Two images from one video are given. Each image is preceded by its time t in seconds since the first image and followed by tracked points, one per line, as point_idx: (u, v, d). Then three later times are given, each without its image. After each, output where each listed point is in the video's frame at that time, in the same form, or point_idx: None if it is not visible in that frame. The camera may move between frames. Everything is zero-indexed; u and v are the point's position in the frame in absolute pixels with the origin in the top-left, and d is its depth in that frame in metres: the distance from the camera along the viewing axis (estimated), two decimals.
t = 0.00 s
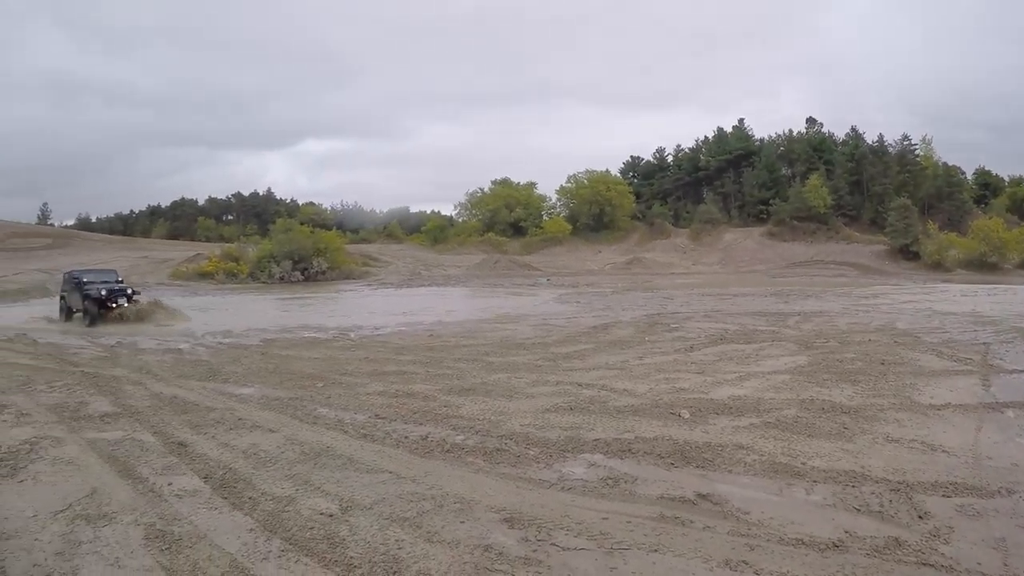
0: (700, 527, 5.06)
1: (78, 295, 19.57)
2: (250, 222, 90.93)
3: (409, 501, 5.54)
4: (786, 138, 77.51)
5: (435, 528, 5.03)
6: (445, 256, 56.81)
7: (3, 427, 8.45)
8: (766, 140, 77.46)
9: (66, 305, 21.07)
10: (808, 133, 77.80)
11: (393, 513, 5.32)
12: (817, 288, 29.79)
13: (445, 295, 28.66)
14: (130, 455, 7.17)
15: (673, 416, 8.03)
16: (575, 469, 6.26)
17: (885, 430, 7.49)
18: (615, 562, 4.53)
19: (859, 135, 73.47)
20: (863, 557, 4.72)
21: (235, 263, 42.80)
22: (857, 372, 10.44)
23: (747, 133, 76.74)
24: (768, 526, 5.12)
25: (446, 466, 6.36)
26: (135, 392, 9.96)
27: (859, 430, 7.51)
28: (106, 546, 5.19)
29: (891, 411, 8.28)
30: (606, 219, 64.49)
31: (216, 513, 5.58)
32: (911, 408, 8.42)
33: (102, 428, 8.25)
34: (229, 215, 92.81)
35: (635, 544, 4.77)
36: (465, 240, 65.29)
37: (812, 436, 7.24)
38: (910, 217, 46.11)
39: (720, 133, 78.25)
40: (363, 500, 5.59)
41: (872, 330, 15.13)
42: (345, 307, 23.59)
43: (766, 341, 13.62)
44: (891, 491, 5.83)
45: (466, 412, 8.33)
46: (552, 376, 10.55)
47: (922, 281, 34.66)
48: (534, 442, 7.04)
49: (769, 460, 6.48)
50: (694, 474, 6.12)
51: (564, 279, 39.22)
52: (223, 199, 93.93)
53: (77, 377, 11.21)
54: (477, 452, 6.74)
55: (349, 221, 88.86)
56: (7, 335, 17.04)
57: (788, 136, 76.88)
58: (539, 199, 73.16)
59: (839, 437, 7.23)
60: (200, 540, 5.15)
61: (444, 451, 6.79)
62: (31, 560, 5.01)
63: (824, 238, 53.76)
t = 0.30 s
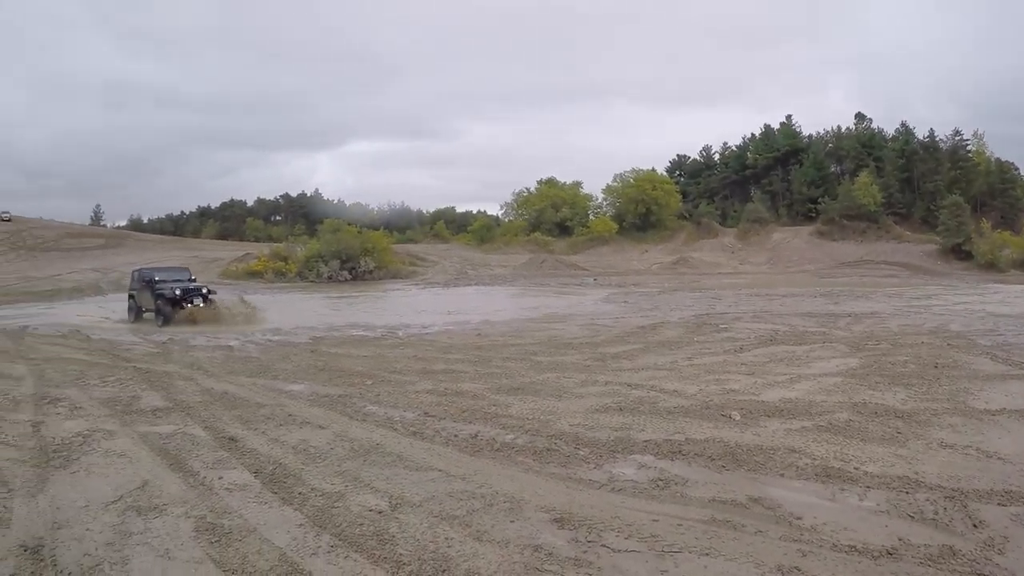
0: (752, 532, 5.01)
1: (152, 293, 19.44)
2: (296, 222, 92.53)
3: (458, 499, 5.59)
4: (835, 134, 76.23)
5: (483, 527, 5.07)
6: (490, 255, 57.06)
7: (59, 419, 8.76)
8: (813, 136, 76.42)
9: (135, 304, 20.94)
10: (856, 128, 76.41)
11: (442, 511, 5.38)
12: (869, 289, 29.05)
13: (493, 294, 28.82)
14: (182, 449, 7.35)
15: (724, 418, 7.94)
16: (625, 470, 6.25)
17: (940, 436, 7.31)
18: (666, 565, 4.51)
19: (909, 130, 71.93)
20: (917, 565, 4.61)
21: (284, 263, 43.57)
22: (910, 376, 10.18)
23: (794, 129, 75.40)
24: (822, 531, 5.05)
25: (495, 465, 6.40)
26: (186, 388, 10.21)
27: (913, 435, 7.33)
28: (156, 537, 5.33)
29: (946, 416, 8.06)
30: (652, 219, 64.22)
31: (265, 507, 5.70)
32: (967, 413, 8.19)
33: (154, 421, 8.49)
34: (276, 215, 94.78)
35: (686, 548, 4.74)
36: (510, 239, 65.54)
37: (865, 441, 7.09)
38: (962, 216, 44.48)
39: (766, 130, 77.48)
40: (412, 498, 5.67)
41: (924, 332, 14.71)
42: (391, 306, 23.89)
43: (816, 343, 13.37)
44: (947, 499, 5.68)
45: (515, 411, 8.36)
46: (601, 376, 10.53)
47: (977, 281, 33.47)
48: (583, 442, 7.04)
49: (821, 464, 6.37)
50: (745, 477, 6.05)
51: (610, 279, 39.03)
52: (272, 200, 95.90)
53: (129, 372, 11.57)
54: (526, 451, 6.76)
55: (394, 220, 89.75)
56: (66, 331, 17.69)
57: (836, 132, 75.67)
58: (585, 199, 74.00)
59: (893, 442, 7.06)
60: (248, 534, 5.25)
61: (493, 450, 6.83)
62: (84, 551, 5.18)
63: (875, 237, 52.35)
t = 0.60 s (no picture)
0: (781, 531, 4.97)
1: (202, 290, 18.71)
2: (321, 220, 93.21)
3: (485, 496, 5.61)
4: (862, 127, 75.23)
5: (510, 524, 5.09)
6: (515, 252, 57.12)
7: (88, 415, 8.91)
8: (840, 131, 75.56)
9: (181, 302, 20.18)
10: (884, 122, 75.35)
11: (469, 508, 5.40)
12: (899, 286, 28.59)
13: (518, 291, 28.86)
14: (209, 445, 7.44)
15: (752, 416, 7.89)
16: (653, 468, 6.22)
17: (971, 436, 7.19)
18: (695, 564, 4.49)
19: (937, 124, 70.80)
20: (947, 567, 4.54)
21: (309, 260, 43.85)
22: (940, 374, 10.02)
23: (821, 124, 74.40)
24: (853, 532, 4.99)
25: (522, 462, 6.41)
26: (212, 384, 10.34)
27: (943, 434, 7.22)
28: (184, 532, 5.41)
29: (976, 416, 7.93)
30: (677, 214, 63.90)
31: (291, 503, 5.76)
32: (998, 413, 8.05)
33: (181, 417, 8.61)
34: (302, 213, 95.73)
35: (716, 547, 4.72)
36: (534, 236, 65.59)
37: (896, 440, 6.99)
38: (992, 212, 43.54)
39: (793, 124, 76.69)
40: (438, 495, 5.69)
41: (954, 330, 14.46)
42: (417, 302, 24.03)
43: (844, 340, 13.20)
44: (980, 500, 5.59)
45: (542, 408, 8.36)
46: (627, 372, 10.50)
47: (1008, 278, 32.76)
48: (610, 439, 7.02)
49: (852, 464, 6.29)
50: (775, 476, 6.00)
51: (636, 275, 38.85)
52: (298, 199, 96.72)
53: (157, 368, 11.74)
54: (554, 448, 6.77)
55: (418, 218, 90.17)
56: (98, 328, 18.04)
57: (864, 126, 74.65)
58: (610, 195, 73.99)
59: (925, 441, 6.95)
60: (274, 529, 5.31)
61: (520, 447, 6.83)
62: (111, 545, 5.27)
63: (902, 234, 51.51)
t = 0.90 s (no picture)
0: (788, 532, 4.95)
1: (234, 287, 17.93)
2: (327, 218, 93.28)
3: (490, 495, 5.60)
4: (869, 126, 74.97)
5: (515, 523, 5.07)
6: (520, 250, 57.12)
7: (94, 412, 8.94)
8: (847, 129, 75.29)
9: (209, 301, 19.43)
10: (891, 121, 75.01)
11: (475, 507, 5.39)
12: (906, 285, 28.46)
13: (525, 289, 28.84)
14: (214, 442, 7.43)
15: (759, 415, 7.85)
16: (659, 467, 6.20)
17: (977, 436, 7.16)
18: (701, 565, 4.47)
19: (945, 123, 70.42)
20: (955, 569, 4.51)
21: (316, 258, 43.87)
22: (948, 374, 9.97)
23: (827, 122, 74.12)
24: (860, 533, 4.97)
25: (528, 461, 6.40)
26: (218, 381, 10.35)
27: (952, 435, 7.18)
28: (189, 530, 5.41)
29: (983, 416, 7.89)
30: (683, 212, 63.85)
31: (296, 501, 5.76)
32: (1004, 413, 8.01)
33: (186, 415, 8.62)
34: (308, 211, 95.89)
35: (722, 547, 4.70)
36: (540, 234, 65.56)
37: (904, 440, 6.96)
38: (999, 211, 43.29)
39: (799, 123, 76.45)
40: (443, 494, 5.69)
41: (961, 329, 14.39)
42: (424, 300, 24.03)
43: (851, 340, 13.15)
44: (989, 501, 5.55)
45: (548, 406, 8.34)
46: (633, 371, 10.47)
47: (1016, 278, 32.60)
48: (616, 438, 7.00)
49: (859, 464, 6.26)
50: (781, 476, 5.99)
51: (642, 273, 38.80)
52: (304, 197, 96.79)
53: (163, 365, 11.76)
54: (560, 447, 6.76)
55: (424, 216, 90.22)
56: (105, 325, 18.10)
57: (871, 125, 74.39)
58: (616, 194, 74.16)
59: (933, 442, 6.92)
60: (279, 527, 5.31)
61: (527, 445, 6.82)
62: (115, 542, 5.28)
63: (909, 233, 51.30)
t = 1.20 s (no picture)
0: (786, 529, 4.94)
1: (260, 287, 16.94)
2: (321, 217, 93.05)
3: (486, 494, 5.59)
4: (862, 124, 75.17)
5: (512, 522, 5.06)
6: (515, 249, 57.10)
7: (88, 413, 8.90)
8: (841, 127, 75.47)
9: (228, 302, 18.46)
10: (884, 118, 75.19)
11: (471, 506, 5.37)
12: (900, 281, 28.53)
13: (520, 287, 28.82)
14: (209, 443, 7.41)
15: (755, 412, 7.85)
16: (656, 465, 6.19)
17: (973, 432, 7.17)
18: (699, 562, 4.47)
19: (938, 121, 70.60)
20: (953, 565, 4.51)
21: (311, 258, 43.76)
22: (944, 370, 9.98)
23: (821, 120, 74.28)
24: (857, 529, 4.97)
25: (524, 459, 6.39)
26: (212, 382, 10.31)
27: (948, 430, 7.20)
28: (184, 531, 5.38)
29: (979, 412, 7.91)
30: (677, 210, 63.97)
31: (292, 501, 5.74)
32: (1000, 409, 8.02)
33: (181, 415, 8.58)
34: (302, 211, 95.67)
35: (719, 545, 4.69)
36: (534, 233, 65.56)
37: (900, 436, 6.97)
38: (992, 208, 43.43)
39: (793, 121, 76.62)
40: (439, 493, 5.67)
41: (955, 325, 14.45)
42: (419, 299, 23.97)
43: (846, 336, 13.18)
44: (985, 496, 5.56)
45: (544, 404, 8.32)
46: (629, 369, 10.46)
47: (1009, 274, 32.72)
48: (612, 436, 6.99)
49: (855, 460, 6.27)
50: (777, 472, 5.99)
51: (636, 271, 38.81)
52: (298, 197, 96.55)
53: (157, 366, 11.71)
54: (556, 445, 6.74)
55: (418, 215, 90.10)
56: (99, 326, 18.01)
57: (864, 123, 74.56)
58: (610, 192, 74.39)
59: (930, 438, 6.93)
60: (275, 528, 5.28)
61: (523, 444, 6.81)
62: (110, 545, 5.24)
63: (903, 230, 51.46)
